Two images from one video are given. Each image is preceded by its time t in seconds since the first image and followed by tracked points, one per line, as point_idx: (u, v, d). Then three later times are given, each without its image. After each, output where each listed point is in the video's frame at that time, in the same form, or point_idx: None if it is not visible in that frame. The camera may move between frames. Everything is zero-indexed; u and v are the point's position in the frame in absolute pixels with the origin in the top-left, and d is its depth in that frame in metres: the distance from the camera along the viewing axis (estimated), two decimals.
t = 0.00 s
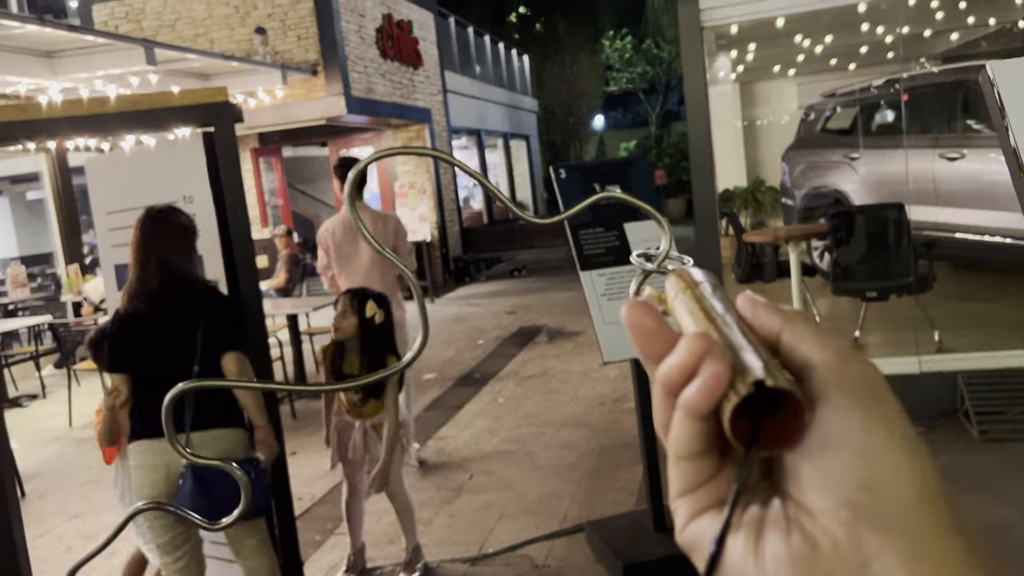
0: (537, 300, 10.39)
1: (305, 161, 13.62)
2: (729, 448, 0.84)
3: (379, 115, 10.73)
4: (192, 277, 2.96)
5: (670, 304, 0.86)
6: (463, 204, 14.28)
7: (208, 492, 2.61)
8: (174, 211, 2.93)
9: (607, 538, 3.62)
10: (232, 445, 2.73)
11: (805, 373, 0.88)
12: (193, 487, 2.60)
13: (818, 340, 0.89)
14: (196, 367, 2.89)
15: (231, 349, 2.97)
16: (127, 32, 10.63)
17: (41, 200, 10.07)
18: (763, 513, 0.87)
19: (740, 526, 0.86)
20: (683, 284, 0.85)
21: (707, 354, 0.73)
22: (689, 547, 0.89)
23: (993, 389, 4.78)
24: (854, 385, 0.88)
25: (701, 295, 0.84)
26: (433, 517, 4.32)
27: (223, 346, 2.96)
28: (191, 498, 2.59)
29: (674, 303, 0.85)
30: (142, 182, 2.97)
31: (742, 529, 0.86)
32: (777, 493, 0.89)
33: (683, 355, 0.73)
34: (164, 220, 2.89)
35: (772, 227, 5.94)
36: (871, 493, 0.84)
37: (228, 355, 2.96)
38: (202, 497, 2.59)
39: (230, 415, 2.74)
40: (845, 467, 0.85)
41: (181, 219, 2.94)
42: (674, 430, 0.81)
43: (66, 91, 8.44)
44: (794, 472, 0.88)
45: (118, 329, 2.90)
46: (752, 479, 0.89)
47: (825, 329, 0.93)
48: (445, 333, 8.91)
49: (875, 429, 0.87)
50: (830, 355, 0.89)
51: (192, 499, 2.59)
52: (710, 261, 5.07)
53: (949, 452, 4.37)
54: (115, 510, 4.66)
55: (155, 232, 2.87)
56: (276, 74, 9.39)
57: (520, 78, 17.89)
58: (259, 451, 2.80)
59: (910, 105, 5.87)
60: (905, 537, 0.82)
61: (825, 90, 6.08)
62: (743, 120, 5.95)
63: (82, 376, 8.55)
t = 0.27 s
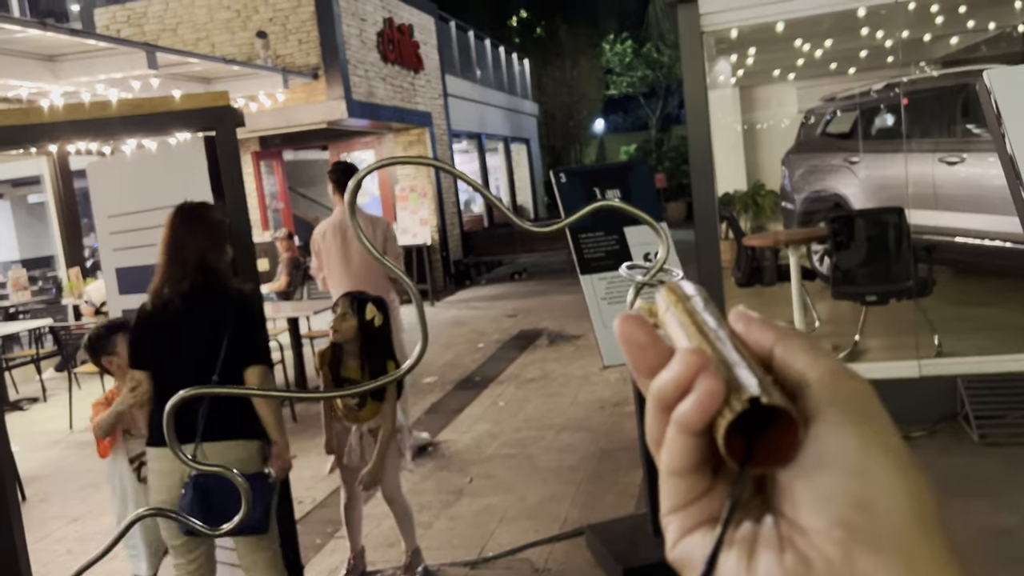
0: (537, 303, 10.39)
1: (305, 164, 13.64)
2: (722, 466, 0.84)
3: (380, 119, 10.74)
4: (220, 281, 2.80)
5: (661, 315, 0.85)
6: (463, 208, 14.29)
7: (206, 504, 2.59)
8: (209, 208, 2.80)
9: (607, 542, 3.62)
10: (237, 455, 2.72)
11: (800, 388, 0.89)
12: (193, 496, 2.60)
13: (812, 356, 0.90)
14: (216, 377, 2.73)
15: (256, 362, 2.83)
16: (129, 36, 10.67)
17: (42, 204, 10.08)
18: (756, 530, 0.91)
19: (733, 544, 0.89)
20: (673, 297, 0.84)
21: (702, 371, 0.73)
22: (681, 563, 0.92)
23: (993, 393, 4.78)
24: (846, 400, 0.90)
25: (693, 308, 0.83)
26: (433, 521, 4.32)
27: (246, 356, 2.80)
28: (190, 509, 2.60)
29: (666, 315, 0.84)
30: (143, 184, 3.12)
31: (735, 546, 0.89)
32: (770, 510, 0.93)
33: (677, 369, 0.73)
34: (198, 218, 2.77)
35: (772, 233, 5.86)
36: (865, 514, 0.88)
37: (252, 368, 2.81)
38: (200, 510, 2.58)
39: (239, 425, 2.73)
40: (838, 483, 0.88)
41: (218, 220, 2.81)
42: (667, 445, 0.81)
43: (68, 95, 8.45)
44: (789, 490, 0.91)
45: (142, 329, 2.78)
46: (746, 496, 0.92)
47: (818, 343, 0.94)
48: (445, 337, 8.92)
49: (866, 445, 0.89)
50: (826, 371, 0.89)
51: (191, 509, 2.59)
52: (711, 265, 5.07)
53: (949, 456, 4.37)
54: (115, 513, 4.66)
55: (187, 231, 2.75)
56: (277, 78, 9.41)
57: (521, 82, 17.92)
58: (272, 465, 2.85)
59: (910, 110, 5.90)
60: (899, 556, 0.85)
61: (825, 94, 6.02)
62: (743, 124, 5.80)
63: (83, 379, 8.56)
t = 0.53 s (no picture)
0: (537, 304, 10.39)
1: (305, 165, 13.65)
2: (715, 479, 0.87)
3: (380, 120, 10.75)
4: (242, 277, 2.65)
5: (654, 327, 0.85)
6: (463, 209, 14.29)
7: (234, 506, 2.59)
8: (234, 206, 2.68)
9: (606, 542, 3.62)
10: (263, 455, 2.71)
11: (792, 400, 0.89)
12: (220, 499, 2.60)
13: (804, 366, 0.90)
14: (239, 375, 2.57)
15: (280, 357, 2.66)
16: (129, 36, 10.68)
17: (41, 204, 10.08)
18: (750, 541, 0.97)
19: (727, 555, 0.96)
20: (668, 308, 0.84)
21: (692, 383, 0.72)
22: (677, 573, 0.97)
23: (992, 394, 4.79)
24: (838, 411, 0.90)
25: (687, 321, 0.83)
26: (433, 521, 4.32)
27: (271, 353, 2.65)
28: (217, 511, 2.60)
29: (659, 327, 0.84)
30: (144, 184, 3.22)
31: (730, 557, 0.96)
32: (763, 520, 0.97)
33: (670, 382, 0.72)
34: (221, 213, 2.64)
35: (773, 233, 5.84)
36: (856, 523, 0.91)
37: (276, 363, 2.65)
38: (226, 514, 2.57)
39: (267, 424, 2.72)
40: (830, 491, 0.90)
41: (242, 215, 2.68)
42: (661, 457, 0.81)
43: (67, 95, 8.45)
44: (783, 502, 0.94)
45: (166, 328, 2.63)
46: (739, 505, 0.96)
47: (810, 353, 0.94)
48: (445, 337, 8.92)
49: (858, 455, 0.91)
50: (818, 383, 0.90)
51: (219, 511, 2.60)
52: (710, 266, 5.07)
53: (948, 457, 4.38)
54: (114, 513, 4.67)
55: (209, 226, 2.62)
56: (276, 79, 9.41)
57: (521, 83, 17.93)
58: (303, 464, 2.92)
59: (909, 111, 5.98)
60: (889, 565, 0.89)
61: (824, 96, 6.12)
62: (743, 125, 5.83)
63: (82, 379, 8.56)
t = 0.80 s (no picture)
0: (536, 304, 10.39)
1: (305, 165, 13.65)
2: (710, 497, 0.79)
3: (379, 120, 10.75)
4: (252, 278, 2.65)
5: (645, 341, 0.78)
6: (462, 209, 14.29)
7: (256, 514, 2.59)
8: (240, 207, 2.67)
9: (604, 543, 3.62)
10: (279, 458, 2.70)
11: (785, 412, 0.82)
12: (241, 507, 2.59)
13: (794, 380, 0.82)
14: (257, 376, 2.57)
15: (294, 359, 2.65)
16: (128, 35, 10.68)
17: (40, 203, 10.08)
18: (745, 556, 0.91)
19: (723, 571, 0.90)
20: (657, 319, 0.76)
21: (687, 399, 0.65)
22: None
23: (989, 395, 4.80)
24: (832, 422, 0.84)
25: (676, 332, 0.75)
26: (431, 521, 4.32)
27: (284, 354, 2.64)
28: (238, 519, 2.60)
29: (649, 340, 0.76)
30: (144, 184, 3.22)
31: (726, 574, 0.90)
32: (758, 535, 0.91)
33: (663, 400, 0.66)
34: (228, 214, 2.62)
35: (770, 233, 5.94)
36: (852, 538, 0.85)
37: (290, 364, 2.64)
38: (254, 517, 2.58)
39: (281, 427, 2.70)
40: (826, 507, 0.84)
41: (248, 216, 2.67)
42: (652, 478, 0.74)
43: (66, 94, 8.45)
44: (776, 518, 0.88)
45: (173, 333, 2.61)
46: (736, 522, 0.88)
47: (802, 364, 0.87)
48: (444, 337, 8.93)
49: (853, 469, 0.84)
50: (811, 393, 0.83)
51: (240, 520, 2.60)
52: (709, 266, 5.08)
53: (946, 458, 4.38)
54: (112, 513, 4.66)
55: (216, 228, 2.60)
56: (276, 79, 9.41)
57: (520, 84, 17.94)
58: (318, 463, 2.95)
59: (908, 112, 5.91)
60: None
61: (822, 97, 6.12)
62: (741, 126, 5.85)
63: (81, 379, 8.56)
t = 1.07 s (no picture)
0: (535, 303, 10.40)
1: (304, 164, 13.65)
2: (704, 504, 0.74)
3: (378, 119, 10.76)
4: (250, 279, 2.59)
5: (638, 349, 0.72)
6: (461, 208, 14.29)
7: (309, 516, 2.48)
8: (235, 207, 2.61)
9: (601, 541, 3.62)
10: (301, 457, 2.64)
11: (774, 414, 0.74)
12: (293, 512, 2.45)
13: (783, 379, 0.75)
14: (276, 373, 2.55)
15: (306, 354, 2.67)
16: (127, 33, 10.67)
17: (39, 201, 10.07)
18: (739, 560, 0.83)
19: None
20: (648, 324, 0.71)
21: (680, 409, 0.60)
22: None
23: (986, 395, 4.82)
24: (826, 424, 0.76)
25: (670, 335, 0.70)
26: (429, 519, 4.32)
27: (296, 351, 2.64)
28: (288, 528, 2.45)
29: (642, 344, 0.71)
30: (145, 182, 3.22)
31: None
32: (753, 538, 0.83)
33: (654, 410, 0.61)
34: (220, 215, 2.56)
35: (768, 232, 5.96)
36: (845, 541, 0.79)
37: (303, 360, 2.65)
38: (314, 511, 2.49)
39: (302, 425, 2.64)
40: (817, 516, 0.77)
41: (239, 215, 2.61)
42: (645, 489, 0.69)
43: (65, 92, 8.44)
44: (769, 522, 0.80)
45: (169, 340, 2.48)
46: (729, 530, 0.81)
47: (793, 364, 0.79)
48: (443, 336, 8.93)
49: (847, 473, 0.77)
50: (803, 393, 0.75)
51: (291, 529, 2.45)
52: (707, 265, 5.09)
53: (943, 457, 4.39)
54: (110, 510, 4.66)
55: (209, 229, 2.53)
56: (275, 77, 9.41)
57: (519, 83, 17.94)
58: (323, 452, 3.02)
59: (906, 112, 6.03)
60: None
61: (820, 97, 6.12)
62: (740, 126, 5.85)
63: (79, 377, 8.55)
